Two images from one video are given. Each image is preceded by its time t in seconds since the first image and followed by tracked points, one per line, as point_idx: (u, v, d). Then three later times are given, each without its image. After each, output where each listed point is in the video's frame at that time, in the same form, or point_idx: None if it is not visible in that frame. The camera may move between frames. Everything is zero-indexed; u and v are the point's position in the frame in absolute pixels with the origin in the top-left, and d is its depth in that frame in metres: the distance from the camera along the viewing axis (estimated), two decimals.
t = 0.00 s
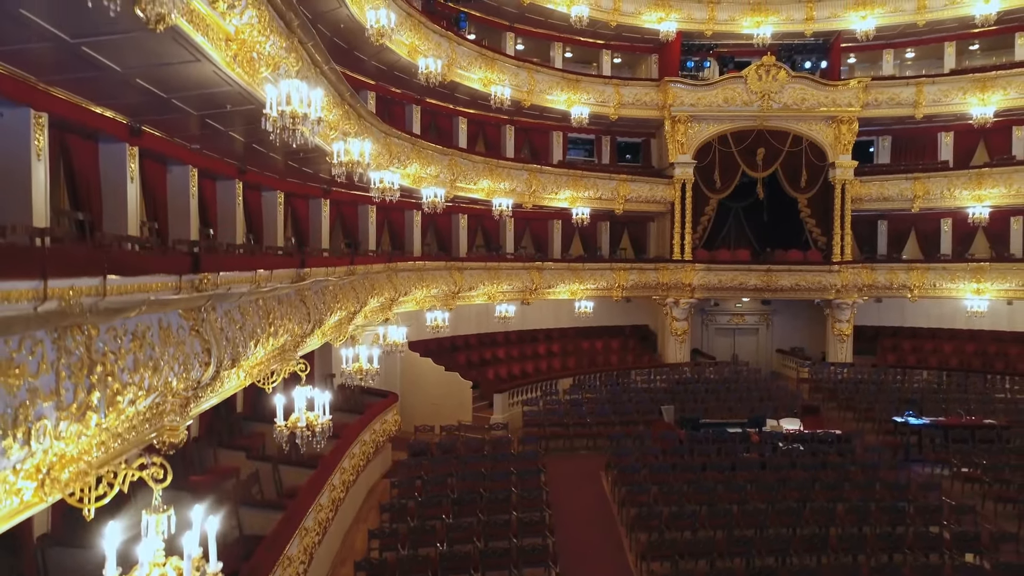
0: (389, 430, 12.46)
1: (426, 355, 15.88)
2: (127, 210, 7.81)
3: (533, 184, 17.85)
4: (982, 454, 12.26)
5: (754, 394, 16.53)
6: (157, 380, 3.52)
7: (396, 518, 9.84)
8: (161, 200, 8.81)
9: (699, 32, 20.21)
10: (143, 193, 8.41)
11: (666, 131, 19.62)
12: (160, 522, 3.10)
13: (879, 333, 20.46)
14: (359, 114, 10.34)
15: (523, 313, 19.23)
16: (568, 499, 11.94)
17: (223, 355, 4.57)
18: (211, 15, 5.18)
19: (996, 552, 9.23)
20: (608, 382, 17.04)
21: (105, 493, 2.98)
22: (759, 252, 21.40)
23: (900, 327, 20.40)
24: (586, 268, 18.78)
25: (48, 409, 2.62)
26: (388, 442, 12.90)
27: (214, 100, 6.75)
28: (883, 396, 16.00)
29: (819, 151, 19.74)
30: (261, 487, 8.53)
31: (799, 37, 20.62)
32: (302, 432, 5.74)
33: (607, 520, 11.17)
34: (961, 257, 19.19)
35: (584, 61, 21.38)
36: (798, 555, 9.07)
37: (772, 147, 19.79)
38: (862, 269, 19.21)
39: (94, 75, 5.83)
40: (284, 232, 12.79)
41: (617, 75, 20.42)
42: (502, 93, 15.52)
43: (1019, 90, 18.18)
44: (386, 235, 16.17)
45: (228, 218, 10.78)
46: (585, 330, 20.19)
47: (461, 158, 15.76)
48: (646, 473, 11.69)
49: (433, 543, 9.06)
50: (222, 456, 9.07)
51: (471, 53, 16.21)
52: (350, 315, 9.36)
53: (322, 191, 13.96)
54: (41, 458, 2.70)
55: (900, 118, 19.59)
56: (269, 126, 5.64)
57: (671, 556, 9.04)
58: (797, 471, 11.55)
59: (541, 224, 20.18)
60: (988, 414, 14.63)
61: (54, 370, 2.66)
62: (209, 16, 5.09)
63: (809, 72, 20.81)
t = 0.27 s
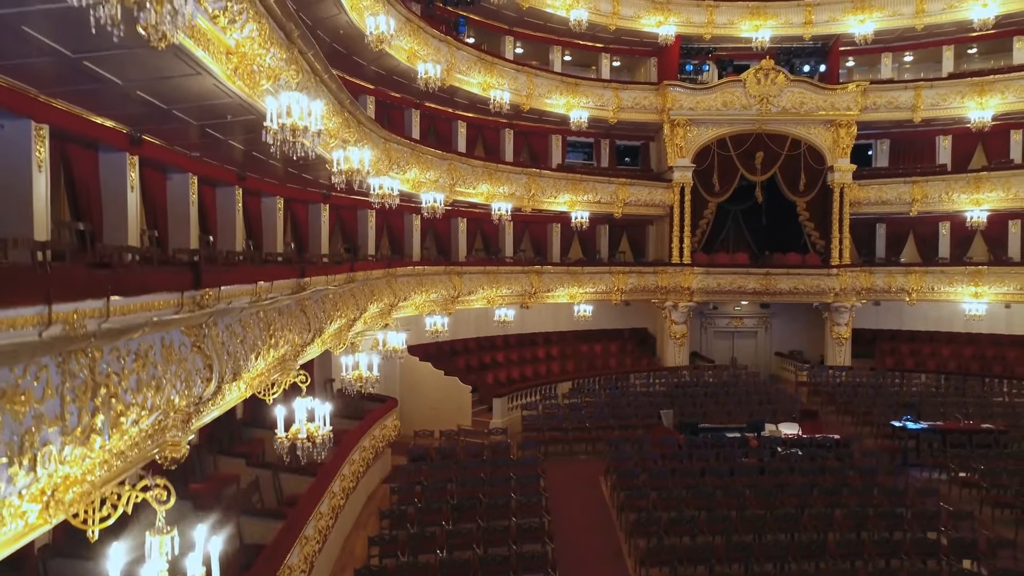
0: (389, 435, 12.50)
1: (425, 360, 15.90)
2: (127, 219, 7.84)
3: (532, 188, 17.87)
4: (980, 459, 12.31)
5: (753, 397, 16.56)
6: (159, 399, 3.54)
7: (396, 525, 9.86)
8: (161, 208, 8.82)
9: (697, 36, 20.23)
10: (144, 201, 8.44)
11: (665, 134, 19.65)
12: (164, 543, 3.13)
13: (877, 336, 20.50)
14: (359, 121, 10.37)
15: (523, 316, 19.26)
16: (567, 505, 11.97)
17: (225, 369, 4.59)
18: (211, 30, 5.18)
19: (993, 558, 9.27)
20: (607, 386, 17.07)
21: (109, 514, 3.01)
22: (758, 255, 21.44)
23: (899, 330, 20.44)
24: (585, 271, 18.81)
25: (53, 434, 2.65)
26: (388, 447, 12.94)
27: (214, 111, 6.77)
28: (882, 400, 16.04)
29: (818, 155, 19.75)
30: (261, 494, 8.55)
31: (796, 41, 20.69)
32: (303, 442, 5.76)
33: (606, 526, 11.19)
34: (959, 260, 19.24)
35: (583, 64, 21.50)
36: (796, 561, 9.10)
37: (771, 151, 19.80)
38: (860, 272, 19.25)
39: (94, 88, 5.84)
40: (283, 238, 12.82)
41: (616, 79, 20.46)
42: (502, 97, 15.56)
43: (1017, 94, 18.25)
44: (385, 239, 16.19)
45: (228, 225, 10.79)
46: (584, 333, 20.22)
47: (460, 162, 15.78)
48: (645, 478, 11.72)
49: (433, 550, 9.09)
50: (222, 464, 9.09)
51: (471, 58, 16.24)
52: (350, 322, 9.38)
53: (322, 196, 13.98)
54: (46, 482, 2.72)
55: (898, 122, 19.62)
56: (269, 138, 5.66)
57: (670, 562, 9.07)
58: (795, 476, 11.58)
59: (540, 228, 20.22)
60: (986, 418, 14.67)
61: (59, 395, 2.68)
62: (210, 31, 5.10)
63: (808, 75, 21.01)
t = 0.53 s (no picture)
0: (389, 440, 12.53)
1: (425, 363, 15.91)
2: (129, 226, 7.86)
3: (531, 192, 17.88)
4: (978, 463, 12.33)
5: (752, 401, 16.58)
6: (162, 417, 3.57)
7: (395, 530, 9.87)
8: (161, 215, 8.82)
9: (697, 39, 20.25)
10: (145, 208, 8.46)
11: (664, 137, 19.67)
12: (168, 563, 3.18)
13: (876, 339, 20.52)
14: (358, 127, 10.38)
15: (522, 319, 19.28)
16: (567, 510, 11.99)
17: (227, 382, 4.61)
18: (213, 43, 5.20)
19: (992, 564, 9.29)
20: (607, 389, 17.09)
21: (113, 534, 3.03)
22: (757, 258, 21.47)
23: (898, 332, 20.48)
24: (585, 275, 18.83)
25: (59, 457, 2.67)
26: (388, 452, 12.96)
27: (214, 120, 6.78)
28: (880, 404, 16.06)
29: (817, 158, 19.79)
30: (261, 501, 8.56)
31: (796, 44, 20.63)
32: (304, 453, 5.78)
33: (606, 531, 11.20)
34: (958, 263, 19.28)
35: (582, 67, 21.51)
36: (795, 567, 9.12)
37: (770, 154, 19.83)
38: (859, 275, 19.26)
39: (95, 98, 5.85)
40: (283, 242, 12.82)
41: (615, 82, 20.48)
42: (501, 101, 15.57)
43: (1016, 97, 18.29)
44: (385, 243, 16.20)
45: (228, 231, 10.79)
46: (584, 336, 20.24)
47: (459, 166, 15.79)
48: (644, 483, 11.73)
49: (433, 556, 9.10)
50: (222, 470, 9.09)
51: (470, 61, 16.25)
52: (349, 329, 9.38)
53: (321, 200, 13.99)
54: (51, 504, 2.74)
55: (897, 125, 19.66)
56: (270, 150, 5.68)
57: (670, 568, 9.08)
58: (794, 481, 11.60)
59: (540, 231, 20.24)
60: (984, 422, 14.70)
61: (64, 418, 2.70)
62: (212, 44, 5.10)
63: (807, 78, 20.79)
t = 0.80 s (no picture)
0: (389, 446, 12.55)
1: (424, 368, 15.92)
2: (130, 236, 7.86)
3: (531, 196, 17.90)
4: (977, 469, 12.35)
5: (752, 405, 16.60)
6: (166, 438, 3.58)
7: (396, 538, 9.88)
8: (162, 223, 8.83)
9: (696, 43, 20.27)
10: (146, 218, 8.47)
11: (664, 141, 19.69)
12: None
13: (875, 342, 20.55)
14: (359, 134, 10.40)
15: (522, 323, 19.30)
16: (567, 515, 12.02)
17: (230, 399, 4.63)
18: (215, 58, 5.26)
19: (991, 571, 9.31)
20: (607, 394, 17.12)
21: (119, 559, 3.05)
22: (756, 261, 21.51)
23: (897, 336, 20.52)
24: (584, 279, 18.85)
25: (66, 486, 2.68)
26: (388, 458, 12.97)
27: (216, 132, 6.80)
28: (879, 408, 16.09)
29: (816, 162, 19.81)
30: (263, 510, 8.57)
31: (795, 48, 20.59)
32: (306, 466, 5.79)
33: (607, 538, 11.22)
34: (957, 267, 19.33)
35: (582, 71, 21.51)
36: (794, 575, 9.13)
37: (769, 158, 19.85)
38: (858, 279, 19.27)
39: (98, 111, 5.86)
40: (283, 248, 12.82)
41: (615, 85, 20.51)
42: (501, 105, 15.59)
43: (1014, 102, 18.34)
44: (385, 247, 16.22)
45: (228, 238, 10.79)
46: (583, 339, 20.25)
47: (459, 171, 15.81)
48: (644, 489, 11.74)
49: (433, 564, 9.10)
50: (223, 478, 9.09)
51: (470, 66, 16.26)
52: (350, 337, 9.38)
53: (321, 206, 13.99)
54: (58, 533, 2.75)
55: (896, 129, 19.69)
56: (272, 163, 5.73)
57: None
58: (794, 487, 11.62)
59: (539, 234, 20.26)
60: (983, 427, 14.73)
61: (70, 445, 2.71)
62: (215, 60, 5.14)
63: (806, 82, 20.85)
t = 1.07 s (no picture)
0: (389, 452, 12.56)
1: (425, 373, 15.94)
2: (132, 247, 7.85)
3: (532, 201, 17.90)
4: (977, 475, 12.38)
5: (752, 409, 16.63)
6: (172, 460, 3.59)
7: (396, 545, 9.87)
8: (163, 232, 8.83)
9: (696, 47, 20.29)
10: (148, 227, 8.47)
11: (664, 145, 19.72)
12: None
13: (874, 346, 20.59)
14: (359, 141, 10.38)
15: (522, 327, 19.32)
16: (568, 522, 12.04)
17: (234, 416, 4.65)
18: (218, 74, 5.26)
19: None
20: (607, 398, 17.15)
21: None
22: (756, 265, 21.53)
23: (896, 340, 20.40)
24: (584, 283, 18.86)
25: (75, 515, 2.69)
26: (388, 464, 12.98)
27: (219, 143, 6.81)
28: (879, 413, 16.12)
29: (815, 165, 19.82)
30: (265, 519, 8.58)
31: (795, 52, 20.62)
32: (309, 479, 5.81)
33: (607, 544, 11.24)
34: (956, 271, 19.37)
35: (582, 74, 21.55)
36: None
37: (769, 162, 19.87)
38: (858, 283, 19.30)
39: (101, 126, 5.87)
40: (284, 254, 12.83)
41: (615, 89, 20.53)
42: (501, 110, 15.60)
43: (1014, 107, 18.38)
44: (385, 252, 16.23)
45: (229, 245, 10.78)
46: (584, 343, 20.28)
47: (460, 176, 15.82)
48: (644, 495, 11.75)
49: (435, 572, 9.11)
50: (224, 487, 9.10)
51: (470, 71, 16.27)
52: (351, 346, 9.39)
53: (322, 211, 13.99)
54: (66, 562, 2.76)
55: (896, 133, 19.72)
56: (276, 177, 5.74)
57: None
58: (794, 493, 11.64)
59: (539, 238, 20.29)
60: (983, 432, 14.76)
61: (79, 473, 2.72)
62: (219, 75, 5.15)
63: (805, 86, 21.19)
